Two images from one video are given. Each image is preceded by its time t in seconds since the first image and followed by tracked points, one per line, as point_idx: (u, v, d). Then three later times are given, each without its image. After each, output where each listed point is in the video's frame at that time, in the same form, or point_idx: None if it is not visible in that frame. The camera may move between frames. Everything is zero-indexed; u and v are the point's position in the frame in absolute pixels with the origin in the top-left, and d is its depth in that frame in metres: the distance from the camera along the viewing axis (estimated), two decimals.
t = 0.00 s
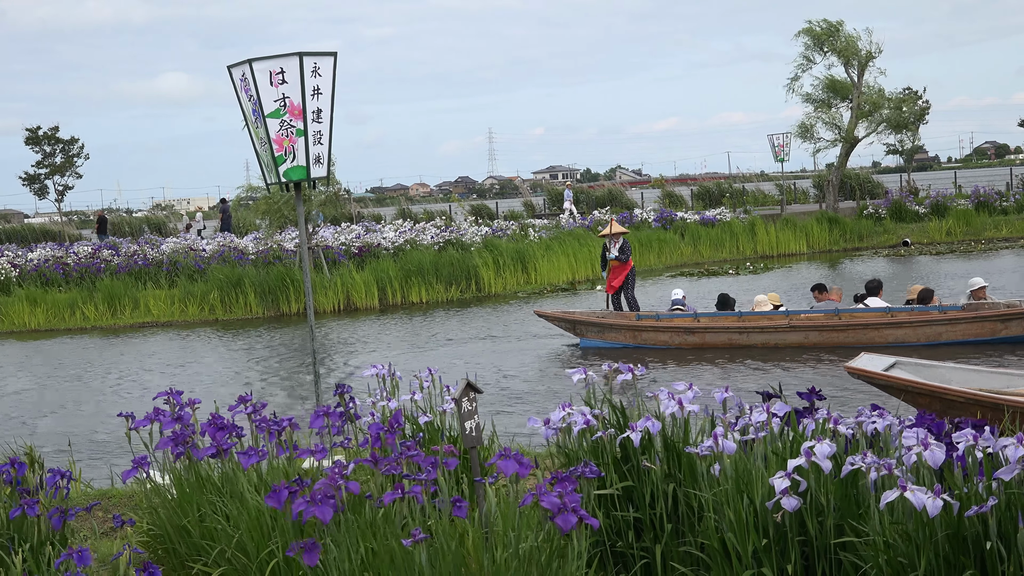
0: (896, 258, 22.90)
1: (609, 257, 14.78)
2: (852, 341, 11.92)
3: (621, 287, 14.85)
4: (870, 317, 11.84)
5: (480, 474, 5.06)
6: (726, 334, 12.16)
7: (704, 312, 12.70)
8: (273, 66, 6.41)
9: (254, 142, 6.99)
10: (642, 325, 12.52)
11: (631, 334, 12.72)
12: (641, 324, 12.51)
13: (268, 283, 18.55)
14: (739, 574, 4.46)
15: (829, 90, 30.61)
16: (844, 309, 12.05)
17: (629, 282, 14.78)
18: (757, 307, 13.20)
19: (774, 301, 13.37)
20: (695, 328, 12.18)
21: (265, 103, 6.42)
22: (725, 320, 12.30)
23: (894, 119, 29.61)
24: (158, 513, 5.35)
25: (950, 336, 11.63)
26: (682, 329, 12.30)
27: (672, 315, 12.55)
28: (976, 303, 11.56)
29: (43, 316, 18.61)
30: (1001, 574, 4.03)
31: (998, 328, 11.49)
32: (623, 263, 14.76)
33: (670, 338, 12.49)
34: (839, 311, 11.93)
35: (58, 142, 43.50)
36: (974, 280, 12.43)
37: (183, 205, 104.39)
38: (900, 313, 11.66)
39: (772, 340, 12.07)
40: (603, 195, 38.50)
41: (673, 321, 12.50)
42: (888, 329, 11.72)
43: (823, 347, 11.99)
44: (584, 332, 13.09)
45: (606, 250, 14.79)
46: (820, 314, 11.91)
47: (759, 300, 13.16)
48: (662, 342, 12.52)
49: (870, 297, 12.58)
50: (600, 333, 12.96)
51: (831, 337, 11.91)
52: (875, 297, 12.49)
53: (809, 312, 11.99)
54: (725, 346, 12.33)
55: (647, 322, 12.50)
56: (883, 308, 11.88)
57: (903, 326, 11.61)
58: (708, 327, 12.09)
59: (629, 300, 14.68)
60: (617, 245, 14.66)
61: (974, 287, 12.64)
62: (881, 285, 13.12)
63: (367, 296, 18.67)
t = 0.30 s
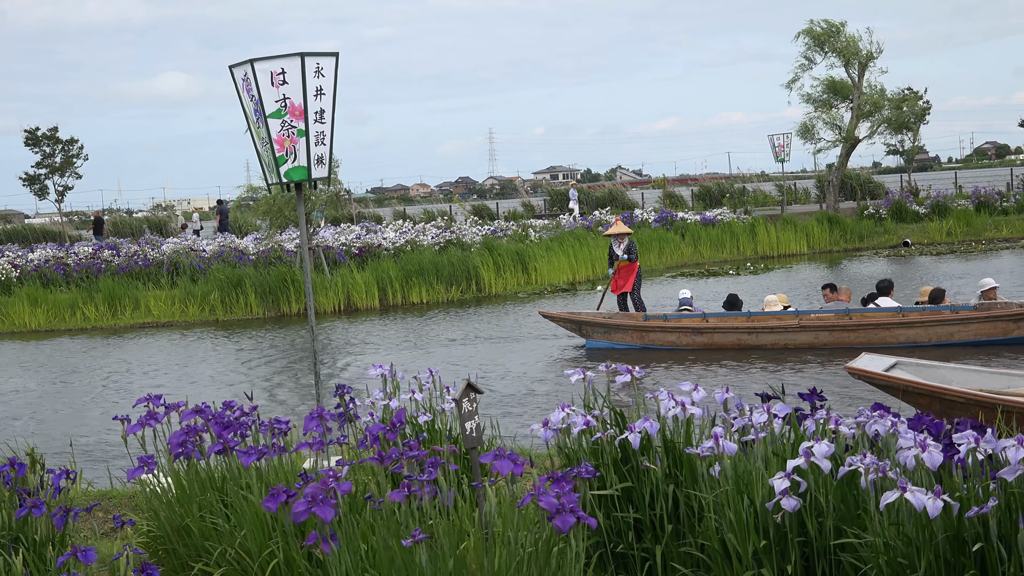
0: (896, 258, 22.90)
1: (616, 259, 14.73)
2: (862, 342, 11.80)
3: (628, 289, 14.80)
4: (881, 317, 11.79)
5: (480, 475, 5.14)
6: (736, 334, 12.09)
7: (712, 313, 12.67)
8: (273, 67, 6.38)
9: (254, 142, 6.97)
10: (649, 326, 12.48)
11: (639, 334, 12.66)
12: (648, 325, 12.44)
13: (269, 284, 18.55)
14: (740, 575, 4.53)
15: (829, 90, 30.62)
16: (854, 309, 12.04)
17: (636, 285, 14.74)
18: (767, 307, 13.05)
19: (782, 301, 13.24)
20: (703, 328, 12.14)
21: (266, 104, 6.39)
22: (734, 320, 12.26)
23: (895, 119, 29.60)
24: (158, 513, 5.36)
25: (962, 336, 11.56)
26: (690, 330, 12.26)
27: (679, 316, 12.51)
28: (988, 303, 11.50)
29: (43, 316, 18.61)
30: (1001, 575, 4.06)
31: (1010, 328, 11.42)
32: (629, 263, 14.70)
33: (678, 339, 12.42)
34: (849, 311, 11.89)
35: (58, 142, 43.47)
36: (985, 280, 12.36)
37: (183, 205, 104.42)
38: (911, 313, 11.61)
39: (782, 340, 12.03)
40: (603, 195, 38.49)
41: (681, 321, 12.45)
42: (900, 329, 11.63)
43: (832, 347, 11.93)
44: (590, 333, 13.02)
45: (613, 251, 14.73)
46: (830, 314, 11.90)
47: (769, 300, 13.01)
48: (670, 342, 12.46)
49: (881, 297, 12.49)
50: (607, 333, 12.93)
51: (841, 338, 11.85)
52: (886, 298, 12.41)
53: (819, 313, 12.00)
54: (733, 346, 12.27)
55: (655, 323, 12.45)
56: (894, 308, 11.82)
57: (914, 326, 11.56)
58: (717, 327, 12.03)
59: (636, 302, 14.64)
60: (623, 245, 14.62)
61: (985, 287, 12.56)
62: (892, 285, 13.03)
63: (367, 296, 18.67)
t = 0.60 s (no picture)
0: (897, 258, 22.88)
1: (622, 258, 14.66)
2: (874, 342, 11.69)
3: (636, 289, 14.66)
4: (893, 316, 11.67)
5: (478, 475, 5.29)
6: (744, 333, 11.96)
7: (721, 312, 12.51)
8: (274, 66, 6.36)
9: (255, 142, 6.95)
10: (657, 326, 12.31)
11: (646, 334, 12.52)
12: (656, 324, 12.30)
13: (270, 283, 18.55)
14: (740, 573, 4.73)
15: (829, 90, 30.62)
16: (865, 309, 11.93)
17: (643, 284, 14.58)
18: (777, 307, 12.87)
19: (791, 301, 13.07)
20: (712, 328, 11.98)
21: (266, 103, 6.37)
22: (743, 320, 12.10)
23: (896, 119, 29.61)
24: (159, 513, 5.40)
25: (975, 335, 11.48)
26: (699, 330, 12.10)
27: (688, 316, 12.35)
28: (1002, 302, 11.42)
29: (43, 316, 18.62)
30: (1002, 574, 4.08)
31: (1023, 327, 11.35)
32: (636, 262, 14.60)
33: (686, 339, 12.28)
34: (861, 310, 11.78)
35: (58, 142, 43.44)
36: (996, 280, 12.28)
37: (183, 205, 104.44)
38: (923, 312, 11.52)
39: (792, 340, 11.91)
40: (603, 194, 38.48)
41: (689, 321, 12.29)
42: (912, 328, 11.52)
43: (844, 347, 11.82)
44: (597, 333, 12.82)
45: (619, 251, 14.67)
46: (841, 314, 11.78)
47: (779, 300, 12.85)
48: (677, 342, 12.32)
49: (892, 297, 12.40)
50: (614, 334, 12.76)
51: (852, 337, 11.74)
52: (898, 297, 12.32)
53: (830, 312, 11.87)
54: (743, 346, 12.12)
55: (663, 323, 12.28)
56: (906, 307, 11.70)
57: (927, 325, 11.47)
58: (726, 327, 11.89)
59: (643, 300, 14.51)
60: (628, 244, 14.57)
61: (995, 287, 12.48)
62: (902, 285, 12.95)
63: (367, 296, 18.67)
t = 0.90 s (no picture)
0: (897, 257, 22.87)
1: (627, 257, 14.58)
2: (884, 341, 11.55)
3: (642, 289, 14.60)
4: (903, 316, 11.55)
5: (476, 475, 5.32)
6: (753, 333, 11.82)
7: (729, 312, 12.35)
8: (272, 66, 6.36)
9: (254, 142, 6.94)
10: (664, 326, 12.15)
11: (653, 334, 12.35)
12: (663, 325, 12.14)
13: (270, 282, 18.56)
14: (740, 572, 4.75)
15: (829, 89, 30.63)
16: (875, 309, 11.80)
17: (649, 284, 14.55)
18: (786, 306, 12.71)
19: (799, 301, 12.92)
20: (720, 328, 11.84)
21: (265, 103, 6.37)
22: (752, 320, 11.93)
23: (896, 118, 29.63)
24: (159, 513, 5.40)
25: (986, 334, 11.40)
26: (706, 330, 11.93)
27: (695, 315, 12.17)
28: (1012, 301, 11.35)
29: (43, 316, 18.60)
30: (1002, 573, 4.11)
31: None
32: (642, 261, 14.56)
33: (693, 339, 12.10)
34: (870, 310, 11.67)
35: (57, 141, 43.46)
36: (1005, 279, 12.21)
37: (182, 204, 104.69)
38: (934, 312, 11.44)
39: (801, 339, 11.77)
40: (603, 194, 38.49)
41: (697, 320, 12.12)
42: (922, 327, 11.42)
43: (854, 347, 11.69)
44: (603, 333, 12.68)
45: (624, 249, 14.60)
46: (850, 314, 11.65)
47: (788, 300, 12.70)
48: (685, 342, 12.14)
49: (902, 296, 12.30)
50: (621, 334, 12.58)
51: (860, 337, 11.62)
52: (908, 297, 12.23)
53: (839, 312, 11.75)
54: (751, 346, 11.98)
55: (670, 323, 12.11)
56: (915, 306, 11.59)
57: (937, 325, 11.38)
58: (734, 327, 11.75)
59: (649, 300, 14.48)
60: (635, 244, 14.56)
61: (1004, 286, 12.39)
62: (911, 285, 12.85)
63: (367, 295, 18.65)
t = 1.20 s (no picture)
0: (896, 257, 22.87)
1: (635, 257, 14.44)
2: (894, 342, 11.46)
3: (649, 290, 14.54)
4: (912, 316, 11.46)
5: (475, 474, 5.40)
6: (761, 334, 11.79)
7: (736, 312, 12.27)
8: (274, 64, 6.34)
9: (254, 142, 6.93)
10: (671, 327, 12.09)
11: (659, 335, 12.28)
12: (669, 325, 12.08)
13: (269, 282, 18.56)
14: (739, 573, 4.78)
15: (828, 89, 30.61)
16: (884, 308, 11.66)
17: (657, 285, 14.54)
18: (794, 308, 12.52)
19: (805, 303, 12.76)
20: (727, 329, 11.82)
21: (266, 103, 6.36)
22: (759, 320, 11.87)
23: (894, 118, 29.65)
24: (158, 512, 5.40)
25: (996, 335, 11.35)
26: (713, 330, 11.91)
27: (702, 316, 12.09)
28: None
29: (42, 316, 18.60)
30: (1001, 573, 4.15)
31: None
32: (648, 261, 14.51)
33: (700, 339, 12.09)
34: (881, 310, 11.50)
35: (56, 141, 43.46)
36: (1014, 279, 12.15)
37: (181, 205, 104.59)
38: (944, 312, 11.37)
39: (809, 341, 11.71)
40: (602, 194, 38.53)
41: (703, 321, 12.07)
42: (932, 328, 11.35)
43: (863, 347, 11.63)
44: (607, 334, 12.64)
45: (632, 249, 14.48)
46: (860, 314, 11.53)
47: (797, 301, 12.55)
48: (691, 342, 12.12)
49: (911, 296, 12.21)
50: (626, 335, 12.51)
51: (870, 338, 11.53)
52: (916, 297, 12.16)
53: (848, 312, 11.62)
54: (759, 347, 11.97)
55: (677, 324, 12.04)
56: (925, 307, 11.50)
57: (947, 325, 11.33)
58: (742, 327, 11.74)
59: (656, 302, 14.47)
60: (643, 243, 14.51)
61: (1013, 286, 12.32)
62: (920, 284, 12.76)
63: (367, 295, 18.65)
